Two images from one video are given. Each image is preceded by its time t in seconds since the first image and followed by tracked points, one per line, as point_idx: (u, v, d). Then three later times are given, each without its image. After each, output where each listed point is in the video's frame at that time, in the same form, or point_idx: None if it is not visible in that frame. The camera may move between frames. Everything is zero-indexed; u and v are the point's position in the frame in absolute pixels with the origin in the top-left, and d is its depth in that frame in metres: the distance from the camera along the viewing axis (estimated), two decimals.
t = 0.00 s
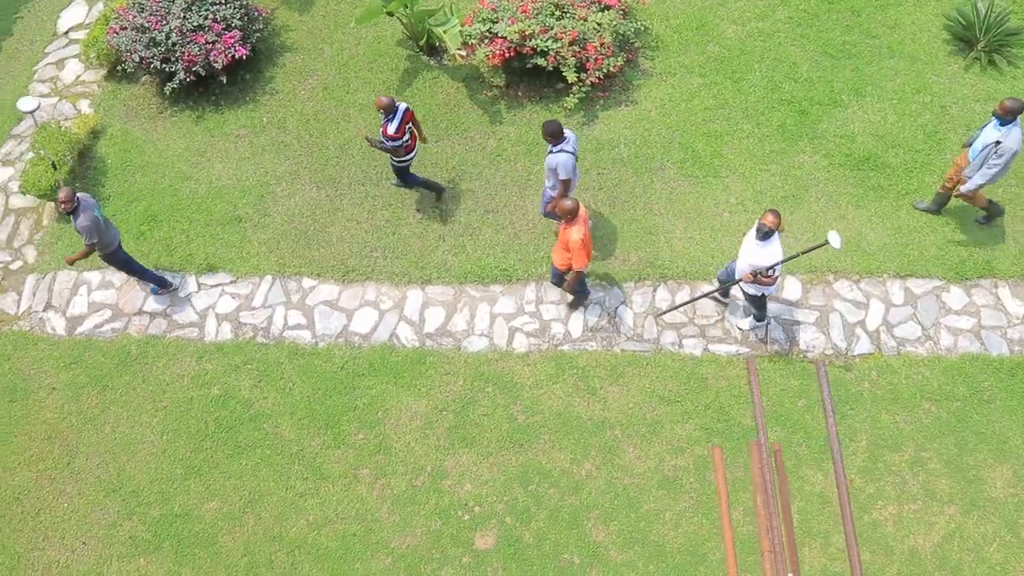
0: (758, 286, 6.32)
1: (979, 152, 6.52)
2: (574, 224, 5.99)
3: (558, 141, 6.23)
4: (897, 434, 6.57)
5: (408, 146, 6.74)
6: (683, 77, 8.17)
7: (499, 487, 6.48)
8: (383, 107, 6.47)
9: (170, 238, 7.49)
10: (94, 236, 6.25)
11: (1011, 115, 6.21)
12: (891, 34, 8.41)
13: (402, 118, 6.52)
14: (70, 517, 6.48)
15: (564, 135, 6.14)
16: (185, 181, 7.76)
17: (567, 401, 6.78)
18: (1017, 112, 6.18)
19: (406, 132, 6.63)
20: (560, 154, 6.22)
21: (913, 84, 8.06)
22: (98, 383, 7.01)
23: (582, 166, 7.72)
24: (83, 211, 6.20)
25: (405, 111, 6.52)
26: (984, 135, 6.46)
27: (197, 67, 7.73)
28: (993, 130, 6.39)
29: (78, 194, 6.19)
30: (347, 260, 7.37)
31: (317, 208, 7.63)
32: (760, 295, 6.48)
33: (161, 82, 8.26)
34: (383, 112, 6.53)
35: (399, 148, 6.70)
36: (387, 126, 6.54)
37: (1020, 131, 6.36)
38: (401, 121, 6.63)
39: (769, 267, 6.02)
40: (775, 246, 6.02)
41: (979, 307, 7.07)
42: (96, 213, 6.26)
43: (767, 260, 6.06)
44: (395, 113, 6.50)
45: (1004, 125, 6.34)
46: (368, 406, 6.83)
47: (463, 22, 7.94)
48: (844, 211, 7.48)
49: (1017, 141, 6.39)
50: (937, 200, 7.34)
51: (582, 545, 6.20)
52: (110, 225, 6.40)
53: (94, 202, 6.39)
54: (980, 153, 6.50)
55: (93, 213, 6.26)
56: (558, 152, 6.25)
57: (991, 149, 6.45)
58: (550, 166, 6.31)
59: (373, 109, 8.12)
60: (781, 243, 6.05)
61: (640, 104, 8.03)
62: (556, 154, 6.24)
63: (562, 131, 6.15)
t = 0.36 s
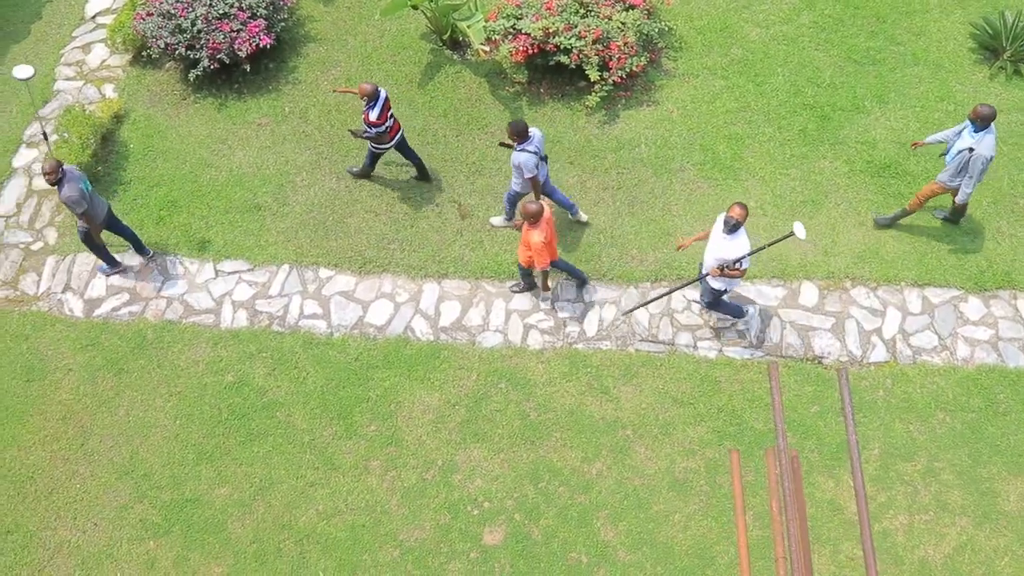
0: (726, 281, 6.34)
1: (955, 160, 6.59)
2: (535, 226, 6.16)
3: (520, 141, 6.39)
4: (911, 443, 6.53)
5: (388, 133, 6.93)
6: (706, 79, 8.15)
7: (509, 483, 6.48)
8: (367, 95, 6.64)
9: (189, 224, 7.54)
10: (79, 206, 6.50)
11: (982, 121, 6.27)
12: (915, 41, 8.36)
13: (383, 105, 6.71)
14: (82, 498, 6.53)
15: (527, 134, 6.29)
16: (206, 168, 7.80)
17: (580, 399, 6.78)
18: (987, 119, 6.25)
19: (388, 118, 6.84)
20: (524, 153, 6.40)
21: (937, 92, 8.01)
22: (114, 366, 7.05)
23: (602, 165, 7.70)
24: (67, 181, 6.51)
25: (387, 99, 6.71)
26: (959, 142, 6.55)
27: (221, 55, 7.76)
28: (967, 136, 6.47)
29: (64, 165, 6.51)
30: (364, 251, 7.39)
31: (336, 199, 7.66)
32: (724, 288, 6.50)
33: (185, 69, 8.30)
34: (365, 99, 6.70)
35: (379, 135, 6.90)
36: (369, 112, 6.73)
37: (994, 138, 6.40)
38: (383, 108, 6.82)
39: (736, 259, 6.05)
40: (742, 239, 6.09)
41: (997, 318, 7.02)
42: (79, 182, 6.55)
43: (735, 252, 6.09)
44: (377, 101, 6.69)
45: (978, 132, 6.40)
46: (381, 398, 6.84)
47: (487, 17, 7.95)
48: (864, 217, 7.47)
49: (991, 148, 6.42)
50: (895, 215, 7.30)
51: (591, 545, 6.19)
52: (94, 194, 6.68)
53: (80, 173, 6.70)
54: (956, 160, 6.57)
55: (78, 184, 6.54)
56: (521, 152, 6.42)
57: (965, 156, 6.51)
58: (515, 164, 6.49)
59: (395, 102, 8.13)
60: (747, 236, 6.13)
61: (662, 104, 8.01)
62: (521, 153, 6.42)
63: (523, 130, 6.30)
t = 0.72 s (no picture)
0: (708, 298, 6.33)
1: (931, 182, 6.54)
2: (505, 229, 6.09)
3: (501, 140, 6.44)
4: (929, 470, 6.46)
5: (376, 128, 6.99)
6: (736, 94, 8.14)
7: (523, 491, 6.48)
8: (354, 89, 6.74)
9: (217, 219, 7.62)
10: (69, 200, 6.58)
11: (960, 145, 6.20)
12: (949, 64, 8.31)
13: (370, 100, 6.79)
14: (100, 485, 6.59)
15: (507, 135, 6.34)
16: (235, 164, 7.87)
17: (598, 411, 6.77)
18: (965, 143, 6.20)
19: (374, 115, 6.89)
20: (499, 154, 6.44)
21: (970, 117, 7.96)
22: (136, 356, 7.11)
23: (630, 177, 7.70)
24: (62, 173, 6.54)
25: (375, 94, 6.78)
26: (936, 164, 6.48)
27: (255, 53, 7.84)
28: (944, 159, 6.41)
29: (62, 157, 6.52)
30: (389, 253, 7.43)
31: (363, 199, 7.70)
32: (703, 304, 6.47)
33: (219, 65, 8.38)
34: (354, 93, 6.79)
35: (366, 130, 6.95)
36: (356, 107, 6.81)
37: (970, 162, 6.37)
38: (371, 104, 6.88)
39: (719, 278, 6.02)
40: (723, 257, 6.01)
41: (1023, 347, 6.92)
42: (76, 179, 6.59)
43: (718, 270, 6.04)
44: (364, 96, 6.76)
45: (955, 155, 6.36)
46: (400, 400, 6.86)
47: (519, 25, 7.96)
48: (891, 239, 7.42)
49: (967, 171, 6.40)
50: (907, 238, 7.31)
51: (603, 557, 6.17)
52: (89, 191, 6.73)
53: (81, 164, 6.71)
54: (932, 183, 6.52)
55: (73, 177, 6.57)
56: (499, 151, 6.47)
57: (941, 179, 6.46)
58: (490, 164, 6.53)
59: (426, 106, 8.17)
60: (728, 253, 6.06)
61: (692, 118, 8.00)
62: (497, 154, 6.47)
63: (504, 131, 6.36)
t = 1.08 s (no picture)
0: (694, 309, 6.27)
1: (917, 186, 6.50)
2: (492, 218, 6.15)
3: (488, 131, 6.46)
4: (958, 489, 6.33)
5: (377, 117, 7.16)
6: (776, 104, 8.12)
7: (548, 494, 6.46)
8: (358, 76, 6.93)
9: (254, 212, 7.74)
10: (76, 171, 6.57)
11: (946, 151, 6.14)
12: (995, 79, 8.20)
13: (373, 87, 6.98)
14: (130, 471, 6.67)
15: (495, 125, 6.37)
16: (273, 158, 8.04)
17: (626, 416, 6.76)
18: (951, 150, 6.13)
19: (375, 104, 7.05)
20: (488, 144, 6.47)
21: (1014, 133, 7.85)
22: (169, 345, 7.19)
23: (665, 183, 7.70)
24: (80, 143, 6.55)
25: (377, 83, 6.97)
26: (923, 169, 6.44)
27: (296, 48, 7.97)
28: (931, 164, 6.37)
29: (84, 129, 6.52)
30: (422, 252, 7.48)
31: (400, 197, 7.78)
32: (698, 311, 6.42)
33: (261, 59, 8.55)
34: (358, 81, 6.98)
35: (367, 118, 7.12)
36: (358, 94, 6.98)
37: (957, 166, 6.30)
38: (374, 92, 7.05)
39: (700, 288, 6.03)
40: (711, 267, 6.06)
41: None
42: (88, 155, 6.55)
43: (703, 281, 6.06)
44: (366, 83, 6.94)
45: (942, 161, 6.30)
46: (428, 398, 6.88)
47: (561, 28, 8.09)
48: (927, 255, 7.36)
49: (953, 177, 6.33)
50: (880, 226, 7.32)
51: (625, 563, 6.14)
52: (102, 169, 6.67)
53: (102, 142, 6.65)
54: (917, 187, 6.48)
55: (88, 151, 6.56)
56: (486, 142, 6.49)
57: (926, 184, 6.42)
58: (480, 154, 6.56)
59: (464, 106, 8.23)
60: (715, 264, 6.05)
61: (730, 126, 7.99)
62: (486, 143, 6.50)
63: (492, 122, 6.38)
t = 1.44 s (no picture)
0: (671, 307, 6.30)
1: (903, 188, 6.51)
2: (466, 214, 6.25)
3: (467, 126, 6.55)
4: (977, 509, 6.25)
5: (377, 101, 7.30)
6: (807, 113, 8.07)
7: (563, 495, 6.45)
8: (356, 62, 7.03)
9: (282, 201, 7.78)
10: (94, 122, 7.03)
11: (932, 153, 6.15)
12: None
13: (372, 75, 7.08)
14: (149, 453, 6.72)
15: (473, 120, 6.44)
16: (303, 148, 8.08)
17: (645, 420, 6.74)
18: (936, 152, 6.14)
19: (375, 89, 7.18)
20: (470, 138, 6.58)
21: None
22: (192, 330, 7.24)
23: (694, 188, 7.67)
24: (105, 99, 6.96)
25: (375, 69, 7.03)
26: (908, 171, 6.42)
27: (330, 40, 8.05)
28: (916, 166, 6.36)
29: (111, 89, 6.89)
30: (448, 248, 7.51)
31: (427, 192, 7.80)
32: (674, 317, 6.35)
33: (294, 50, 8.61)
34: (357, 67, 7.08)
35: (367, 102, 7.30)
36: (358, 78, 7.12)
37: (942, 170, 6.29)
38: (373, 77, 7.16)
39: (680, 288, 6.02)
40: (691, 268, 6.01)
41: None
42: (105, 112, 6.94)
43: (683, 280, 6.05)
44: (364, 69, 7.04)
45: (927, 163, 6.30)
46: (448, 394, 6.89)
47: (595, 29, 8.14)
48: (955, 270, 7.29)
49: (939, 180, 6.31)
50: (862, 246, 7.24)
51: (638, 568, 6.12)
52: (114, 128, 7.04)
53: (125, 105, 7.01)
54: (904, 189, 6.49)
55: (108, 110, 6.94)
56: (467, 137, 6.60)
57: (912, 186, 6.41)
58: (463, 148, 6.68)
59: (495, 104, 8.25)
60: (695, 264, 6.04)
61: (761, 134, 7.96)
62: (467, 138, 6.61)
63: (470, 117, 6.46)
